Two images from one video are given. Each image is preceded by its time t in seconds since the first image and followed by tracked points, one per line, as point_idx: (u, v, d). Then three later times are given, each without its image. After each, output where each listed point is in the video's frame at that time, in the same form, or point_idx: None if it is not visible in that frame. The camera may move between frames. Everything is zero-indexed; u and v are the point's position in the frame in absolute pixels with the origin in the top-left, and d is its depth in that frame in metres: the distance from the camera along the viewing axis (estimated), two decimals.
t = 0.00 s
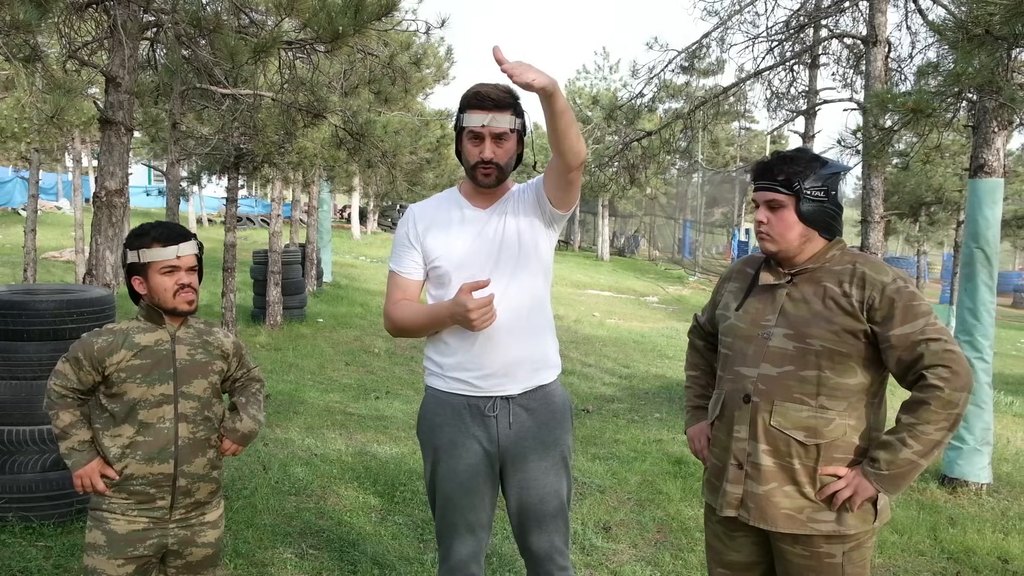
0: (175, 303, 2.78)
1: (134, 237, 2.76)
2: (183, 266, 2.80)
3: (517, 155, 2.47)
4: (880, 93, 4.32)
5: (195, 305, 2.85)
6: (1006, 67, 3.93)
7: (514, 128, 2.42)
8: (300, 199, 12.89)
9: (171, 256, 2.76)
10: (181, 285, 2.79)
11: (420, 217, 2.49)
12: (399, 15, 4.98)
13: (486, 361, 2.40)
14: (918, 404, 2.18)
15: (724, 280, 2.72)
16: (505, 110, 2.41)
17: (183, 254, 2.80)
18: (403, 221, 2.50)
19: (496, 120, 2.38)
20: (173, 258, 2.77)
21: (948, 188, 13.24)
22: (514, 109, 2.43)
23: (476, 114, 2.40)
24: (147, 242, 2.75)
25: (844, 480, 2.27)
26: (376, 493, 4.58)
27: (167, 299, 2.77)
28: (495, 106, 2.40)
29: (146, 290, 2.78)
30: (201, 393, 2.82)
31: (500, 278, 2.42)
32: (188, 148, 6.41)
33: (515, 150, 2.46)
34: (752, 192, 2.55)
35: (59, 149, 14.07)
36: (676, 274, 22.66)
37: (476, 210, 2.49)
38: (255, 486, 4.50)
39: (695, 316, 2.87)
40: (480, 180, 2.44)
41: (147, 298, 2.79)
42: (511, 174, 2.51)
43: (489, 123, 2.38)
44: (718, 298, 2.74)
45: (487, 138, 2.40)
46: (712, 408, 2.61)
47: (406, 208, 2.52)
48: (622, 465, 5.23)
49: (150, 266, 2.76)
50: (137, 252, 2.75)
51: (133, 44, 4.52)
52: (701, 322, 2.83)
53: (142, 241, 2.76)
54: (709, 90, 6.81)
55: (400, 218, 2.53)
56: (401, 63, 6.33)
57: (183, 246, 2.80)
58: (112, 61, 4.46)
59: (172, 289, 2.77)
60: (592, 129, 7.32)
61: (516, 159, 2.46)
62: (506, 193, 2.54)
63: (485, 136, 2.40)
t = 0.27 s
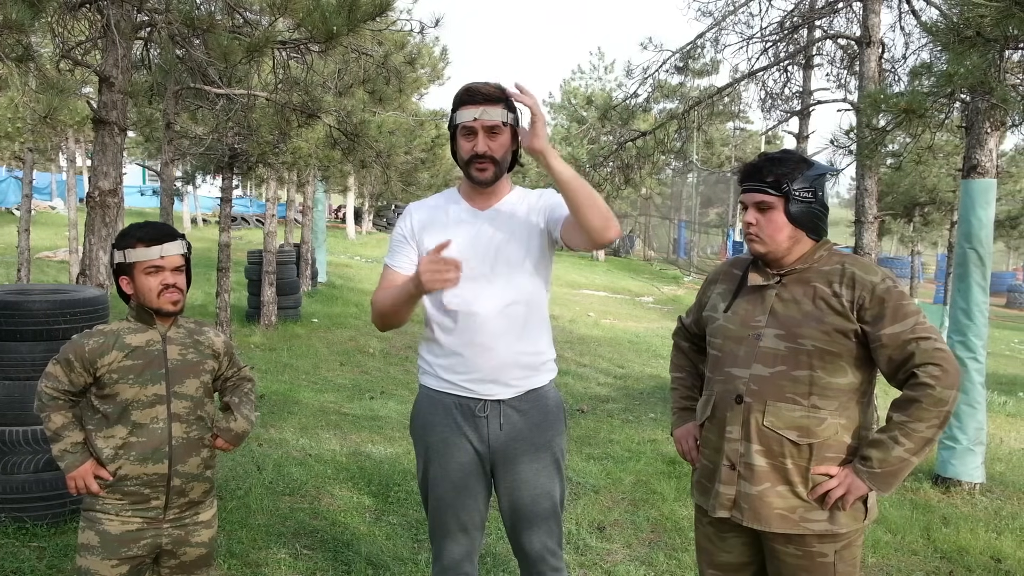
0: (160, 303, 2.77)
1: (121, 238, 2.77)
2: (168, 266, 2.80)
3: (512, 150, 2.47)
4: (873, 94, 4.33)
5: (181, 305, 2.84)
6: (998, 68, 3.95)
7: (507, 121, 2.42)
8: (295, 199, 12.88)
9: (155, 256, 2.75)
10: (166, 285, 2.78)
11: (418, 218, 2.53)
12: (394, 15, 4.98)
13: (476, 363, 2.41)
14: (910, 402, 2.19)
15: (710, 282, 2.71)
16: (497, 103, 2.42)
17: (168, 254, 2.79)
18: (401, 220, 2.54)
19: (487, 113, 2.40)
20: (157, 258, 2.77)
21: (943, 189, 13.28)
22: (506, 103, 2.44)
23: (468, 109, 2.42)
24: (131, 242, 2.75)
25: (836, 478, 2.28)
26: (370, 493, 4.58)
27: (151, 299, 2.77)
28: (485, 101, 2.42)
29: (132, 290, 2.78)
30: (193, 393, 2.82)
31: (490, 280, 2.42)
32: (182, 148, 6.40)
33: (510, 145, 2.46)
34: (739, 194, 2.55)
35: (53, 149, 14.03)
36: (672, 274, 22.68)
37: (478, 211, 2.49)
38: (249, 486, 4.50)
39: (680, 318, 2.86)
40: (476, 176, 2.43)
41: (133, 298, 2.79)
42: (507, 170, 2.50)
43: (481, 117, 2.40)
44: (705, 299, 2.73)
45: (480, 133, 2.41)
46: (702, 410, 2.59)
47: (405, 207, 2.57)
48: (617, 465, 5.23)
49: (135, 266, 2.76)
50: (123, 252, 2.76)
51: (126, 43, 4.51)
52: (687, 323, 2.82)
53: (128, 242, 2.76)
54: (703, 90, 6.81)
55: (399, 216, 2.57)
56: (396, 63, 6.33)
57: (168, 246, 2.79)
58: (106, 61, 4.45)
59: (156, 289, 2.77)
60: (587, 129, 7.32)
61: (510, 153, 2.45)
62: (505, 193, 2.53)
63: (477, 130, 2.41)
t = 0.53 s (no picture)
0: (147, 302, 2.76)
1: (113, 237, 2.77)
2: (157, 265, 2.77)
3: (520, 155, 2.49)
4: (870, 93, 4.34)
5: (169, 305, 2.81)
6: (995, 67, 3.95)
7: (517, 126, 2.45)
8: (293, 199, 12.86)
9: (141, 255, 2.73)
10: (154, 285, 2.76)
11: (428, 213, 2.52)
12: (391, 15, 4.99)
13: (478, 361, 2.40)
14: (907, 400, 2.20)
15: (703, 282, 2.70)
16: (510, 108, 2.45)
17: (156, 253, 2.77)
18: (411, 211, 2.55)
19: (499, 117, 2.42)
20: (143, 258, 2.75)
21: (939, 188, 13.31)
22: (518, 109, 2.47)
23: (480, 111, 2.43)
24: (121, 242, 2.75)
25: (835, 477, 2.28)
26: (368, 493, 4.58)
27: (138, 299, 2.75)
28: (498, 104, 2.45)
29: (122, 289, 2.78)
30: (188, 393, 2.81)
31: (494, 279, 2.43)
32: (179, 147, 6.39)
33: (519, 150, 2.48)
34: (734, 195, 2.55)
35: (48, 150, 13.97)
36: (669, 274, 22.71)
37: (483, 211, 2.49)
38: (247, 487, 4.49)
39: (671, 318, 2.84)
40: (484, 179, 2.43)
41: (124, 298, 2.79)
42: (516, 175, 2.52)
43: (493, 120, 2.42)
44: (697, 299, 2.71)
45: (491, 136, 2.43)
46: (698, 411, 2.57)
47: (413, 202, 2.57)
48: (615, 465, 5.23)
49: (124, 266, 2.75)
50: (113, 251, 2.76)
51: (123, 43, 4.50)
52: (678, 324, 2.81)
53: (119, 241, 2.76)
54: (701, 90, 6.82)
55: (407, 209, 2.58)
56: (393, 63, 6.33)
57: (155, 246, 2.76)
58: (103, 61, 4.45)
59: (144, 288, 2.75)
60: (584, 129, 7.32)
61: (519, 159, 2.47)
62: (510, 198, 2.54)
63: (489, 133, 2.43)
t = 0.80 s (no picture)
0: (145, 303, 2.76)
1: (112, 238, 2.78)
2: (155, 266, 2.77)
3: (525, 157, 2.50)
4: (868, 94, 4.34)
5: (168, 306, 2.81)
6: (992, 68, 3.95)
7: (524, 128, 2.45)
8: (291, 199, 12.86)
9: (140, 256, 2.74)
10: (153, 285, 2.77)
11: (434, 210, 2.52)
12: (389, 16, 4.99)
13: (482, 360, 2.41)
14: (907, 399, 2.21)
15: (700, 282, 2.69)
16: (516, 110, 2.45)
17: (155, 254, 2.77)
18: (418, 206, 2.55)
19: (506, 119, 2.42)
20: (142, 259, 2.75)
21: (937, 189, 13.34)
22: (525, 110, 2.47)
23: (486, 112, 2.43)
24: (120, 243, 2.75)
25: (836, 476, 2.29)
26: (367, 494, 4.58)
27: (136, 300, 2.76)
28: (504, 106, 2.44)
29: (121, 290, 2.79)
30: (186, 394, 2.81)
31: (499, 278, 2.44)
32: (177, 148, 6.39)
33: (524, 152, 2.49)
34: (734, 196, 2.53)
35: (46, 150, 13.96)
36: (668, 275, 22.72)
37: (487, 212, 2.49)
38: (246, 488, 4.49)
39: (664, 319, 2.83)
40: (490, 179, 2.46)
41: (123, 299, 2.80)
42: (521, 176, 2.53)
43: (500, 122, 2.42)
44: (692, 299, 2.71)
45: (497, 138, 2.44)
46: (699, 412, 2.56)
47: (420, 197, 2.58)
48: (613, 465, 5.24)
49: (122, 266, 2.76)
50: (111, 252, 2.77)
51: (122, 44, 4.50)
52: (671, 325, 2.80)
53: (118, 242, 2.76)
54: (699, 90, 6.83)
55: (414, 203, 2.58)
56: (392, 64, 6.34)
57: (153, 247, 2.76)
58: (102, 62, 4.45)
59: (142, 289, 2.76)
60: (583, 130, 7.33)
61: (523, 161, 2.48)
62: (514, 200, 2.53)
63: (495, 135, 2.44)
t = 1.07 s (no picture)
0: (144, 303, 2.77)
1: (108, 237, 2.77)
2: (153, 266, 2.78)
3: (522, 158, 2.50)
4: (865, 94, 4.34)
5: (165, 305, 2.82)
6: (989, 68, 3.96)
7: (520, 131, 2.45)
8: (290, 199, 12.85)
9: (138, 256, 2.74)
10: (151, 285, 2.77)
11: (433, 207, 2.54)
12: (388, 16, 5.00)
13: (480, 359, 2.41)
14: (908, 397, 2.22)
15: (695, 280, 2.68)
16: (511, 112, 2.44)
17: (152, 254, 2.77)
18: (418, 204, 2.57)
19: (500, 122, 2.42)
20: (140, 258, 2.75)
21: (935, 189, 13.36)
22: (520, 111, 2.46)
23: (481, 115, 2.43)
24: (116, 243, 2.75)
25: (838, 474, 2.30)
26: (365, 493, 4.58)
27: (134, 299, 2.76)
28: (499, 109, 2.43)
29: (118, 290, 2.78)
30: (183, 394, 2.81)
31: (498, 277, 2.44)
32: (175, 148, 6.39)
33: (521, 152, 2.48)
34: (735, 194, 2.52)
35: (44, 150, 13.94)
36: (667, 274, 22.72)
37: (485, 212, 2.49)
38: (244, 487, 4.49)
39: (657, 319, 2.82)
40: (485, 181, 2.45)
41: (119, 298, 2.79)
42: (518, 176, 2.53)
43: (494, 125, 2.42)
44: (688, 298, 2.70)
45: (491, 140, 2.44)
46: (698, 412, 2.54)
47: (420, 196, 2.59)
48: (611, 465, 5.24)
49: (119, 266, 2.75)
50: (107, 252, 2.76)
51: (121, 43, 4.50)
52: (666, 325, 2.79)
53: (114, 242, 2.76)
54: (697, 90, 6.83)
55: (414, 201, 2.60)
56: (390, 63, 6.34)
57: (151, 246, 2.76)
58: (100, 61, 4.45)
59: (140, 289, 2.76)
60: (581, 129, 7.33)
61: (520, 161, 2.47)
62: (516, 198, 2.54)
63: (489, 138, 2.44)
